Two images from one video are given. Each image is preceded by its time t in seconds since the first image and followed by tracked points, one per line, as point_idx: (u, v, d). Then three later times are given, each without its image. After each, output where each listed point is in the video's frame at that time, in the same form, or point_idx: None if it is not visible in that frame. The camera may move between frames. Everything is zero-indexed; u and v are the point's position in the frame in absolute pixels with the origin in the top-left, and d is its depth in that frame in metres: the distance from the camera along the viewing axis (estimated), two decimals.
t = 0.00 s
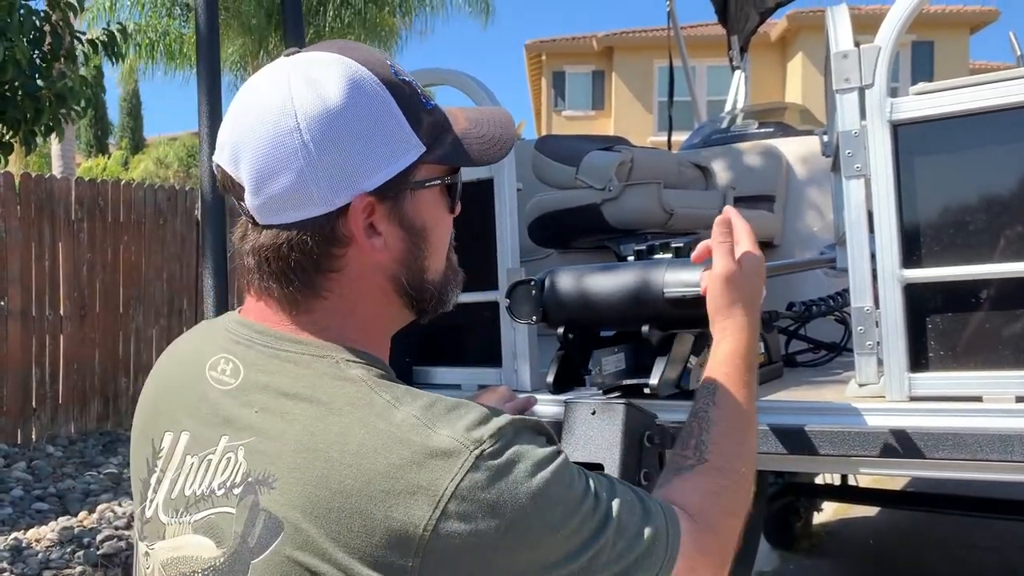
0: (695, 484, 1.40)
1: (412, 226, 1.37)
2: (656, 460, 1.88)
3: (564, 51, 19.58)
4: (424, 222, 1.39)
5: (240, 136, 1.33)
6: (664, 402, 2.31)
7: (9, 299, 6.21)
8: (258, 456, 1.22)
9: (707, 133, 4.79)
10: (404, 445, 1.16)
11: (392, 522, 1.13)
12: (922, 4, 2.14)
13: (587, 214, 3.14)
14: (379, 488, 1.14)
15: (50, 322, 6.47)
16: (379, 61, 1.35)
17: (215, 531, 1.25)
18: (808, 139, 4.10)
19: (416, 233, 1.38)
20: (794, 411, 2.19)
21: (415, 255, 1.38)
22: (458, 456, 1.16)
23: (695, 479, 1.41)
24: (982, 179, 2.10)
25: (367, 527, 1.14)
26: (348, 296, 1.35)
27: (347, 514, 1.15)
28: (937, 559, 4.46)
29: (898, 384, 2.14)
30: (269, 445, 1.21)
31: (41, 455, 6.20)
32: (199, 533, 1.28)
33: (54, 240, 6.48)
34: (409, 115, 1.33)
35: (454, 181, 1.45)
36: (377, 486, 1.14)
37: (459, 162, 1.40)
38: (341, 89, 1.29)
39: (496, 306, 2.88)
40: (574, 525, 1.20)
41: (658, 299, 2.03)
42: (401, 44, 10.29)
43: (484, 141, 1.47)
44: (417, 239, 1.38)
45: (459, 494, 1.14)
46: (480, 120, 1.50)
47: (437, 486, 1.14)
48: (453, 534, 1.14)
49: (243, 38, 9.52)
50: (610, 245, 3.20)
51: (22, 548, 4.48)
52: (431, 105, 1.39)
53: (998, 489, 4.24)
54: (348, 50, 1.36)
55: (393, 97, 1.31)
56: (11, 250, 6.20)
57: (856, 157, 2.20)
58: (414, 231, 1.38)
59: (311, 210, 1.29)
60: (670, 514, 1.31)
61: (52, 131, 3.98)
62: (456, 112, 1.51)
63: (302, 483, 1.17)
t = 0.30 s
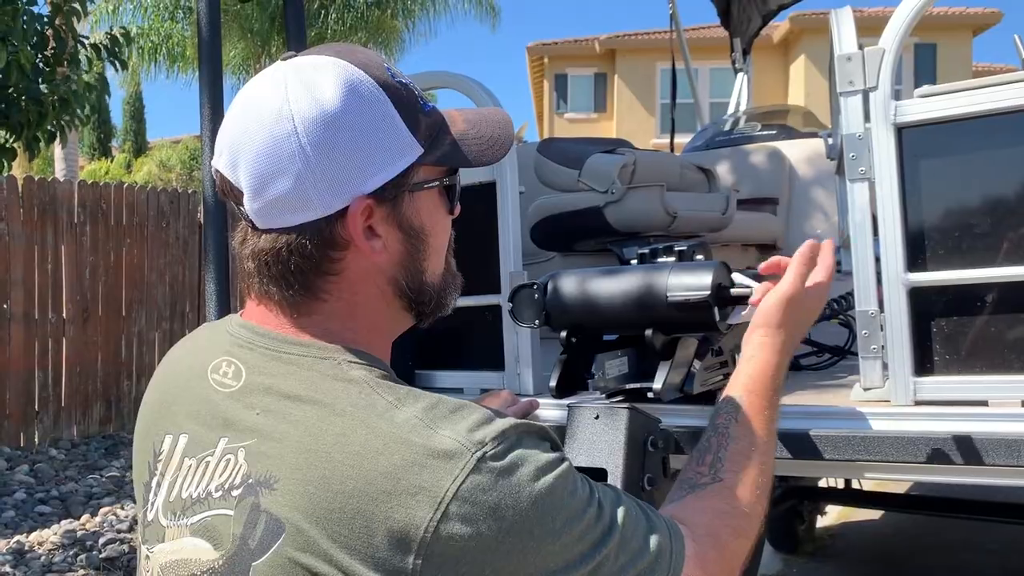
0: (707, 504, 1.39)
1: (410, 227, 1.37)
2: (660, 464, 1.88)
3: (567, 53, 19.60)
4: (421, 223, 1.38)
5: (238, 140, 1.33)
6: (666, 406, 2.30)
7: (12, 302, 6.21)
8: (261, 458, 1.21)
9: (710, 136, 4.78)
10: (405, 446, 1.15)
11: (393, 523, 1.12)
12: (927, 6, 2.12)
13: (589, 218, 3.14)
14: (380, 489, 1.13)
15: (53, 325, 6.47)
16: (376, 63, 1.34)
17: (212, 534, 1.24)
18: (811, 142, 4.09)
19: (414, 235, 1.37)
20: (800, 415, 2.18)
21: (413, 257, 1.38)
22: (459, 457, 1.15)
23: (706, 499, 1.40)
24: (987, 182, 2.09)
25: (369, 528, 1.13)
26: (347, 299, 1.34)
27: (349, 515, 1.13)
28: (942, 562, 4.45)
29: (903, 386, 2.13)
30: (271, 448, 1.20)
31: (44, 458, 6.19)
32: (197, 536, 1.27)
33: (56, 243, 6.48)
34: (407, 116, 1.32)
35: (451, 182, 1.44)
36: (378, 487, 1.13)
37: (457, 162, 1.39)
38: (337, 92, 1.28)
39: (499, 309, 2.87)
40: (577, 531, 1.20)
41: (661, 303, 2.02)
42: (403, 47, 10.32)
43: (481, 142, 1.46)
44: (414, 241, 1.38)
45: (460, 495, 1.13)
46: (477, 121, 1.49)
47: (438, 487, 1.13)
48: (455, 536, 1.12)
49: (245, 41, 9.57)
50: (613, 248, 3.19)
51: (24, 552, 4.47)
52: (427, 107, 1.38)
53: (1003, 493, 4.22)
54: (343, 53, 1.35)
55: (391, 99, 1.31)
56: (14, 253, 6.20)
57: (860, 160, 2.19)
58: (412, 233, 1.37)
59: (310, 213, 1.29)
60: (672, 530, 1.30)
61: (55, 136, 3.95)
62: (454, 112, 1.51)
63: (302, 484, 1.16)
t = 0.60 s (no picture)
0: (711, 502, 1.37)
1: (415, 229, 1.36)
2: (662, 466, 1.86)
3: (570, 55, 19.61)
4: (427, 225, 1.38)
5: (247, 136, 1.32)
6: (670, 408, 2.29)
7: (16, 303, 6.22)
8: (268, 457, 1.20)
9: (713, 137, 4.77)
10: (410, 446, 1.15)
11: (397, 523, 1.12)
12: (933, 6, 2.12)
13: (593, 219, 3.14)
14: (386, 489, 1.13)
15: (56, 326, 6.48)
16: (389, 65, 1.34)
17: (218, 532, 1.24)
18: (815, 143, 4.09)
19: (419, 236, 1.37)
20: (804, 416, 2.17)
21: (418, 258, 1.37)
22: (464, 458, 1.15)
23: (712, 496, 1.37)
24: (992, 184, 2.08)
25: (373, 528, 1.13)
26: (352, 298, 1.34)
27: (353, 515, 1.13)
28: (946, 565, 4.44)
29: (908, 388, 2.12)
30: (278, 446, 1.20)
31: (47, 459, 6.19)
32: (204, 534, 1.27)
33: (60, 244, 6.48)
34: (417, 118, 1.32)
35: (458, 187, 1.43)
36: (383, 487, 1.13)
37: (465, 168, 1.38)
38: (349, 91, 1.28)
39: (502, 310, 2.87)
40: (583, 532, 1.19)
41: (665, 305, 2.01)
42: (406, 48, 10.33)
43: (489, 149, 1.46)
44: (420, 242, 1.37)
45: (465, 495, 1.12)
46: (488, 128, 1.50)
47: (442, 487, 1.12)
48: (458, 536, 1.12)
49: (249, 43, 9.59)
50: (617, 249, 3.18)
51: (28, 552, 4.47)
52: (438, 111, 1.37)
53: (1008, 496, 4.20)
54: (355, 53, 1.36)
55: (401, 100, 1.31)
56: (18, 254, 6.21)
57: (865, 161, 2.18)
58: (417, 234, 1.36)
59: (317, 211, 1.28)
60: (679, 532, 1.29)
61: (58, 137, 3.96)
62: (464, 119, 1.51)
63: (307, 483, 1.16)
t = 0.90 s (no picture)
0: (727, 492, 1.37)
1: (423, 224, 1.36)
2: (666, 466, 1.86)
3: (574, 53, 19.60)
4: (434, 221, 1.38)
5: (252, 137, 1.32)
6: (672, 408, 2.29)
7: (20, 300, 6.22)
8: (284, 450, 1.20)
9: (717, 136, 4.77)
10: (426, 437, 1.15)
11: (414, 513, 1.12)
12: (936, 7, 2.12)
13: (596, 218, 3.14)
14: (401, 479, 1.13)
15: (60, 323, 6.49)
16: (389, 62, 1.35)
17: (233, 527, 1.23)
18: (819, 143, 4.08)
19: (427, 231, 1.37)
20: (808, 417, 2.16)
21: (426, 252, 1.38)
22: (478, 448, 1.15)
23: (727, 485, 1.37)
24: (995, 184, 2.08)
25: (390, 518, 1.13)
26: (364, 294, 1.34)
27: (369, 504, 1.13)
28: (949, 565, 4.43)
29: (912, 388, 2.11)
30: (295, 438, 1.20)
31: (51, 456, 6.19)
32: (217, 530, 1.25)
33: (63, 241, 6.49)
34: (420, 113, 1.33)
35: (462, 179, 1.44)
36: (399, 477, 1.13)
37: (468, 160, 1.40)
38: (352, 89, 1.28)
39: (505, 309, 2.86)
40: (596, 521, 1.19)
41: (668, 304, 2.01)
42: (410, 47, 10.35)
43: (491, 139, 1.45)
44: (428, 237, 1.38)
45: (481, 485, 1.13)
46: (487, 118, 1.48)
47: (458, 477, 1.13)
48: (475, 525, 1.12)
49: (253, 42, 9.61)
50: (620, 248, 3.17)
51: (31, 549, 4.48)
52: (439, 105, 1.38)
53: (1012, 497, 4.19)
54: (355, 52, 1.36)
55: (404, 97, 1.31)
56: (22, 252, 6.21)
57: (869, 160, 2.17)
58: (424, 229, 1.37)
59: (325, 210, 1.28)
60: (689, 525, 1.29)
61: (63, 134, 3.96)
62: (463, 109, 1.50)
63: (325, 476, 1.16)
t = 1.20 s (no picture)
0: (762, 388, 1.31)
1: (431, 217, 1.36)
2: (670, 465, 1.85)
3: (577, 52, 19.58)
4: (441, 212, 1.37)
5: (260, 138, 1.32)
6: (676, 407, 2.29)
7: (24, 298, 6.23)
8: (323, 437, 1.19)
9: (720, 135, 4.76)
10: (462, 401, 1.17)
11: (466, 471, 1.13)
12: (942, 7, 2.11)
13: (599, 217, 3.13)
14: (444, 440, 1.14)
15: (64, 321, 6.49)
16: (391, 57, 1.34)
17: (264, 518, 1.21)
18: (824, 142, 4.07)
19: (436, 224, 1.37)
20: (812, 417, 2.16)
21: (435, 244, 1.37)
22: (512, 404, 1.18)
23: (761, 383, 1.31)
24: (1000, 184, 2.08)
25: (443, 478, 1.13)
26: (378, 287, 1.33)
27: (417, 469, 1.14)
28: (952, 565, 4.42)
29: (916, 389, 2.11)
30: (334, 425, 1.19)
31: (54, 453, 6.19)
32: (243, 522, 1.23)
33: (67, 240, 6.49)
34: (423, 106, 1.32)
35: (467, 170, 1.43)
36: (441, 440, 1.14)
37: (471, 152, 1.38)
38: (355, 86, 1.28)
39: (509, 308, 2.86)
40: (626, 438, 1.19)
41: (672, 304, 2.01)
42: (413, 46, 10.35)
43: (493, 129, 1.43)
44: (437, 229, 1.37)
45: (520, 434, 1.15)
46: (488, 109, 1.46)
47: (499, 434, 1.15)
48: (524, 473, 1.14)
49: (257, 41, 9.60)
50: (623, 247, 3.15)
51: (34, 546, 4.48)
52: (440, 97, 1.36)
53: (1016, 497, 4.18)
54: (355, 48, 1.35)
55: (408, 90, 1.30)
56: (26, 250, 6.22)
57: (874, 159, 2.16)
58: (433, 222, 1.36)
59: (335, 208, 1.28)
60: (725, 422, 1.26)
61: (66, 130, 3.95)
62: (464, 102, 1.48)
63: (371, 454, 1.15)
